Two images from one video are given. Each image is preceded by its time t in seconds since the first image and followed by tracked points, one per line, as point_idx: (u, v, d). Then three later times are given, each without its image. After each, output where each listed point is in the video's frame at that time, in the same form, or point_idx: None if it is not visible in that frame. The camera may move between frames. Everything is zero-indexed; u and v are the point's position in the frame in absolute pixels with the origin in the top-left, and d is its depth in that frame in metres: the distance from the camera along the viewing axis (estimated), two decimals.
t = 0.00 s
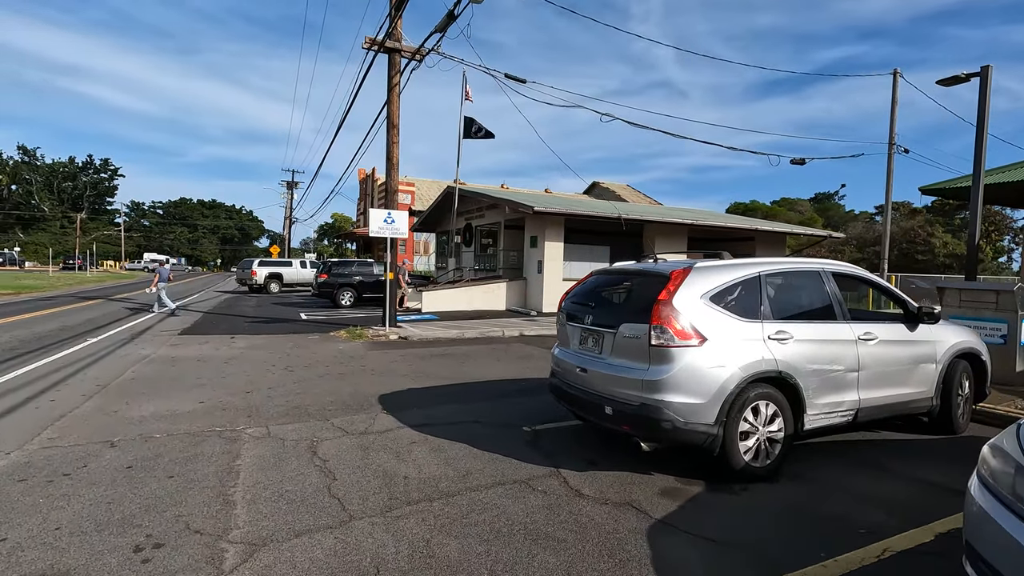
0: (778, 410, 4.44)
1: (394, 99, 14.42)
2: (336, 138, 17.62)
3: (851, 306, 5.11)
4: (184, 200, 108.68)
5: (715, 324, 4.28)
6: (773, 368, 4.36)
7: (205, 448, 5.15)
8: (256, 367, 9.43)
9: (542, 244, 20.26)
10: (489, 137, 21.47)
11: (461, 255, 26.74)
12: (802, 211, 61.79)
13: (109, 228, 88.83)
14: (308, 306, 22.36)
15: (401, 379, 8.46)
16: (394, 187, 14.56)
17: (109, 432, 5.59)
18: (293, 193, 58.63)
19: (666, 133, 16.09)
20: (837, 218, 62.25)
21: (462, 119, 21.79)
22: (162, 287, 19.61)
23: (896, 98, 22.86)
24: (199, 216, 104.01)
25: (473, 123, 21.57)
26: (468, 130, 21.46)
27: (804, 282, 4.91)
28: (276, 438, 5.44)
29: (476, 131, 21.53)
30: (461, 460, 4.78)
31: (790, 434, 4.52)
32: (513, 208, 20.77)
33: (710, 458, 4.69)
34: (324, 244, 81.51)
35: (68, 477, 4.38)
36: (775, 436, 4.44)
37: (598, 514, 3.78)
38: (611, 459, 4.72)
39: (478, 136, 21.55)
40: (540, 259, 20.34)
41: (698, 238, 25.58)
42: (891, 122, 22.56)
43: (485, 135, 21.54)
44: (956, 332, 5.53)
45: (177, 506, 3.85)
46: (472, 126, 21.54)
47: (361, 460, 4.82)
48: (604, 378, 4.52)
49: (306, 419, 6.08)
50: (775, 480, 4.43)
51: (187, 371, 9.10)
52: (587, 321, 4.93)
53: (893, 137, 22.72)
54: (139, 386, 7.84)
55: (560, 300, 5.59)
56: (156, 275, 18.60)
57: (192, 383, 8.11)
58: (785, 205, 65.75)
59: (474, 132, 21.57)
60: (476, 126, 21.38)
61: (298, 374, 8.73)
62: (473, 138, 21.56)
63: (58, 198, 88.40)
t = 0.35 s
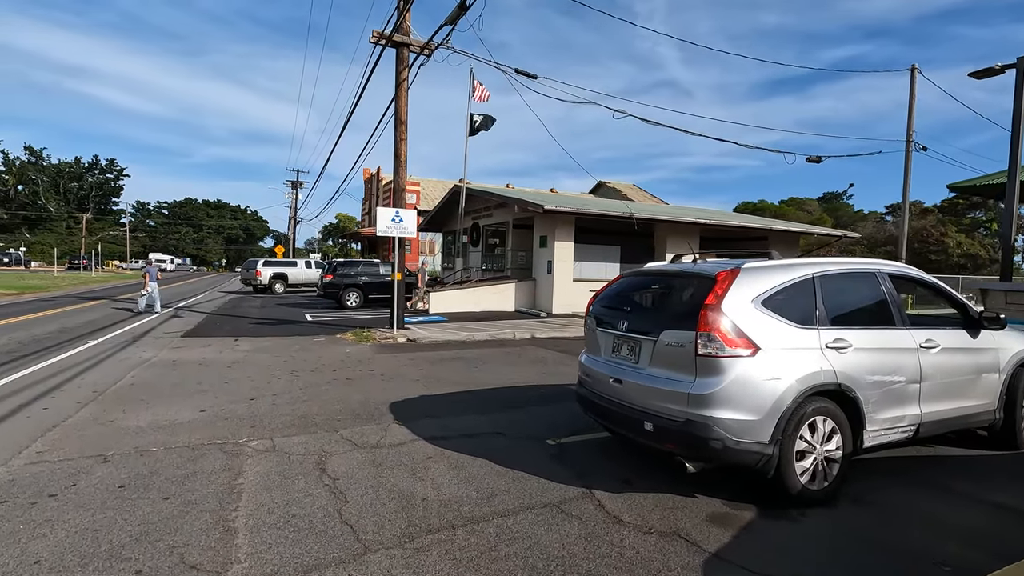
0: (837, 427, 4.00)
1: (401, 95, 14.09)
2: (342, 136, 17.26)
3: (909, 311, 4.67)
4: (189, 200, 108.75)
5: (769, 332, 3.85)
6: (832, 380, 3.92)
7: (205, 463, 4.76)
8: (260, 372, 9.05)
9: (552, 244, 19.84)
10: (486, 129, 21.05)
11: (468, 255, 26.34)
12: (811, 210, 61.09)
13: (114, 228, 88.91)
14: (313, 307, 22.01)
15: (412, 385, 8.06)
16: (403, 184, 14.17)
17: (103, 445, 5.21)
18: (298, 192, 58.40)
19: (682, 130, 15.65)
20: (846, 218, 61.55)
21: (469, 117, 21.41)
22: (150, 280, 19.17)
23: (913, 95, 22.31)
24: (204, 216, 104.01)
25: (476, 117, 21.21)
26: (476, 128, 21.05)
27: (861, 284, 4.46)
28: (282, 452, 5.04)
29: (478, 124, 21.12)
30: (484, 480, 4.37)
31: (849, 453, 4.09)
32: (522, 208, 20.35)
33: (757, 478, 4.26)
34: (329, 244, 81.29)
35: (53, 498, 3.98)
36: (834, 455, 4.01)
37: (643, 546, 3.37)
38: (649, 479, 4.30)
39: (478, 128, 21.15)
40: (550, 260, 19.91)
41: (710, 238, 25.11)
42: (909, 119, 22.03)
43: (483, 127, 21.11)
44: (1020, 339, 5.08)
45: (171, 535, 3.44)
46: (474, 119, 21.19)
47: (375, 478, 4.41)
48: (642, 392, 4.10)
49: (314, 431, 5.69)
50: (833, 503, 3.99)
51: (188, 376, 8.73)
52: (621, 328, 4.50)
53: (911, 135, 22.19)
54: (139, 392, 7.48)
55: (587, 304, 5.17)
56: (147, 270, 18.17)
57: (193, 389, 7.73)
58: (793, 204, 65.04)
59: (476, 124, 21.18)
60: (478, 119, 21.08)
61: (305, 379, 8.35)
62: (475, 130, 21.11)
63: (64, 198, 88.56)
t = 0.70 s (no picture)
0: (910, 450, 3.54)
1: (408, 90, 13.71)
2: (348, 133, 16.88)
3: (980, 316, 4.19)
4: (194, 200, 108.80)
5: (836, 342, 3.38)
6: (905, 397, 3.46)
7: (200, 483, 4.33)
8: (262, 376, 8.64)
9: (562, 244, 19.39)
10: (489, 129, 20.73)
11: (475, 255, 25.94)
12: (820, 210, 60.44)
13: (119, 228, 88.96)
14: (318, 308, 21.62)
15: (423, 392, 7.62)
16: (410, 182, 13.75)
17: (90, 461, 4.79)
18: (303, 192, 58.19)
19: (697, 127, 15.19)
20: (855, 218, 60.88)
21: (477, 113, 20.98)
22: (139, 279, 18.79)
23: (932, 90, 21.75)
24: (209, 216, 104.01)
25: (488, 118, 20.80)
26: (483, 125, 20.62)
27: (929, 287, 3.99)
28: (284, 470, 4.61)
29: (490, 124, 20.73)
30: (508, 505, 3.92)
31: (923, 479, 3.62)
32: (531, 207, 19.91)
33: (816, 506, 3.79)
34: (333, 244, 81.06)
35: (28, 527, 3.56)
36: (906, 481, 3.54)
37: None
38: (694, 506, 3.83)
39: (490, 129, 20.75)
40: (559, 260, 19.46)
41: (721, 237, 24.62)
42: (928, 115, 21.45)
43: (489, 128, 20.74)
44: None
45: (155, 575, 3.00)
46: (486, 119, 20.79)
47: (387, 503, 3.97)
48: (689, 408, 3.64)
49: (319, 445, 5.26)
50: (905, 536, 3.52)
51: (188, 381, 8.33)
52: (661, 335, 4.03)
53: (930, 131, 21.62)
54: (134, 400, 7.08)
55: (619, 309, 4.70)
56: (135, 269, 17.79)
57: (192, 396, 7.33)
58: (801, 204, 64.38)
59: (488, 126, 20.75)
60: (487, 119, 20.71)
61: (310, 385, 7.94)
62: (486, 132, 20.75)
63: (70, 198, 88.71)
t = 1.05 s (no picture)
0: (1003, 472, 3.10)
1: (417, 84, 13.32)
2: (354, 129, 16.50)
3: None
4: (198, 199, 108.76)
5: (924, 350, 2.95)
6: (1000, 413, 3.03)
7: (197, 503, 3.92)
8: (267, 380, 8.25)
9: (571, 242, 18.96)
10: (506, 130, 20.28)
11: (481, 254, 25.51)
12: (828, 209, 59.82)
13: (124, 228, 88.94)
14: (323, 308, 21.25)
15: (436, 398, 7.21)
16: (418, 178, 13.35)
17: (78, 477, 4.39)
18: (306, 191, 57.90)
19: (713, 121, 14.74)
20: (864, 217, 60.28)
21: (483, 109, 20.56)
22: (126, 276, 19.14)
23: (951, 85, 21.21)
24: (213, 216, 103.95)
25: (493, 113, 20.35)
26: (491, 122, 20.20)
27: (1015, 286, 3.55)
28: (290, 488, 4.20)
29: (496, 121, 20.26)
30: (541, 532, 3.50)
31: (1014, 504, 3.19)
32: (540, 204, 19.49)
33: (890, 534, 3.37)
34: (337, 244, 80.87)
35: (3, 558, 3.16)
36: (998, 507, 3.11)
37: None
38: (751, 536, 3.40)
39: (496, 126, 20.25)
40: (569, 258, 19.02)
41: (733, 236, 24.17)
42: (947, 110, 20.89)
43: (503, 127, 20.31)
44: None
45: None
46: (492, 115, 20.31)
47: (405, 527, 3.56)
48: (748, 424, 3.22)
49: (327, 458, 4.86)
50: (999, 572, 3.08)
51: (189, 385, 7.95)
52: (712, 340, 3.60)
53: (948, 127, 21.07)
54: (131, 406, 6.69)
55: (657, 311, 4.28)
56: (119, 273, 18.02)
57: (192, 402, 6.94)
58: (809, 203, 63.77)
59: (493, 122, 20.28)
60: (496, 116, 20.19)
61: (317, 390, 7.55)
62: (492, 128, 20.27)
63: (74, 198, 88.72)
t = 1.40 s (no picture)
0: None
1: (424, 78, 12.95)
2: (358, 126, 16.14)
3: None
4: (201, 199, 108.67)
5: None
6: None
7: (192, 531, 3.53)
8: (269, 387, 7.86)
9: (581, 242, 18.54)
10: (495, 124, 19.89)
11: (487, 253, 25.10)
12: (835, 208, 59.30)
13: (127, 227, 88.84)
14: (327, 309, 20.87)
15: (449, 407, 6.80)
16: (425, 175, 12.95)
17: (63, 499, 4.01)
18: (309, 190, 57.59)
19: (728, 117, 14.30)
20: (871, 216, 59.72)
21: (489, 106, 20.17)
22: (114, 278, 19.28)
23: (969, 80, 20.72)
24: (217, 215, 103.83)
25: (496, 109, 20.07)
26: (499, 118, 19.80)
27: None
28: (295, 513, 3.81)
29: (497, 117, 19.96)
30: (577, 569, 3.10)
31: None
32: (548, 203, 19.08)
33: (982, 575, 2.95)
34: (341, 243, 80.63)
35: None
36: None
37: None
38: None
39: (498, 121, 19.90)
40: (579, 258, 18.60)
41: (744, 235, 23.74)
42: (964, 106, 20.39)
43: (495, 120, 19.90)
44: None
45: None
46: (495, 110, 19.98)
47: (425, 562, 3.16)
48: (821, 450, 2.82)
49: (336, 476, 4.47)
50: None
51: (188, 392, 7.57)
52: (772, 352, 3.21)
53: (965, 123, 20.56)
54: (127, 415, 6.32)
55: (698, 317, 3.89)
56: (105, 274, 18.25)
57: (188, 411, 6.54)
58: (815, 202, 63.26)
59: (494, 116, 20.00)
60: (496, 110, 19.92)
61: (323, 397, 7.16)
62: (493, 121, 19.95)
63: (78, 197, 88.67)
